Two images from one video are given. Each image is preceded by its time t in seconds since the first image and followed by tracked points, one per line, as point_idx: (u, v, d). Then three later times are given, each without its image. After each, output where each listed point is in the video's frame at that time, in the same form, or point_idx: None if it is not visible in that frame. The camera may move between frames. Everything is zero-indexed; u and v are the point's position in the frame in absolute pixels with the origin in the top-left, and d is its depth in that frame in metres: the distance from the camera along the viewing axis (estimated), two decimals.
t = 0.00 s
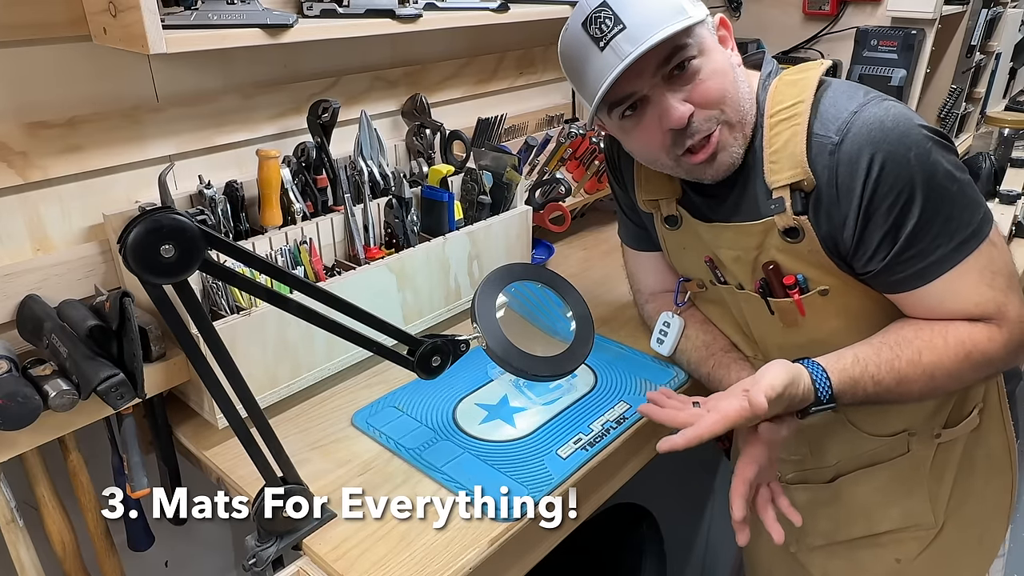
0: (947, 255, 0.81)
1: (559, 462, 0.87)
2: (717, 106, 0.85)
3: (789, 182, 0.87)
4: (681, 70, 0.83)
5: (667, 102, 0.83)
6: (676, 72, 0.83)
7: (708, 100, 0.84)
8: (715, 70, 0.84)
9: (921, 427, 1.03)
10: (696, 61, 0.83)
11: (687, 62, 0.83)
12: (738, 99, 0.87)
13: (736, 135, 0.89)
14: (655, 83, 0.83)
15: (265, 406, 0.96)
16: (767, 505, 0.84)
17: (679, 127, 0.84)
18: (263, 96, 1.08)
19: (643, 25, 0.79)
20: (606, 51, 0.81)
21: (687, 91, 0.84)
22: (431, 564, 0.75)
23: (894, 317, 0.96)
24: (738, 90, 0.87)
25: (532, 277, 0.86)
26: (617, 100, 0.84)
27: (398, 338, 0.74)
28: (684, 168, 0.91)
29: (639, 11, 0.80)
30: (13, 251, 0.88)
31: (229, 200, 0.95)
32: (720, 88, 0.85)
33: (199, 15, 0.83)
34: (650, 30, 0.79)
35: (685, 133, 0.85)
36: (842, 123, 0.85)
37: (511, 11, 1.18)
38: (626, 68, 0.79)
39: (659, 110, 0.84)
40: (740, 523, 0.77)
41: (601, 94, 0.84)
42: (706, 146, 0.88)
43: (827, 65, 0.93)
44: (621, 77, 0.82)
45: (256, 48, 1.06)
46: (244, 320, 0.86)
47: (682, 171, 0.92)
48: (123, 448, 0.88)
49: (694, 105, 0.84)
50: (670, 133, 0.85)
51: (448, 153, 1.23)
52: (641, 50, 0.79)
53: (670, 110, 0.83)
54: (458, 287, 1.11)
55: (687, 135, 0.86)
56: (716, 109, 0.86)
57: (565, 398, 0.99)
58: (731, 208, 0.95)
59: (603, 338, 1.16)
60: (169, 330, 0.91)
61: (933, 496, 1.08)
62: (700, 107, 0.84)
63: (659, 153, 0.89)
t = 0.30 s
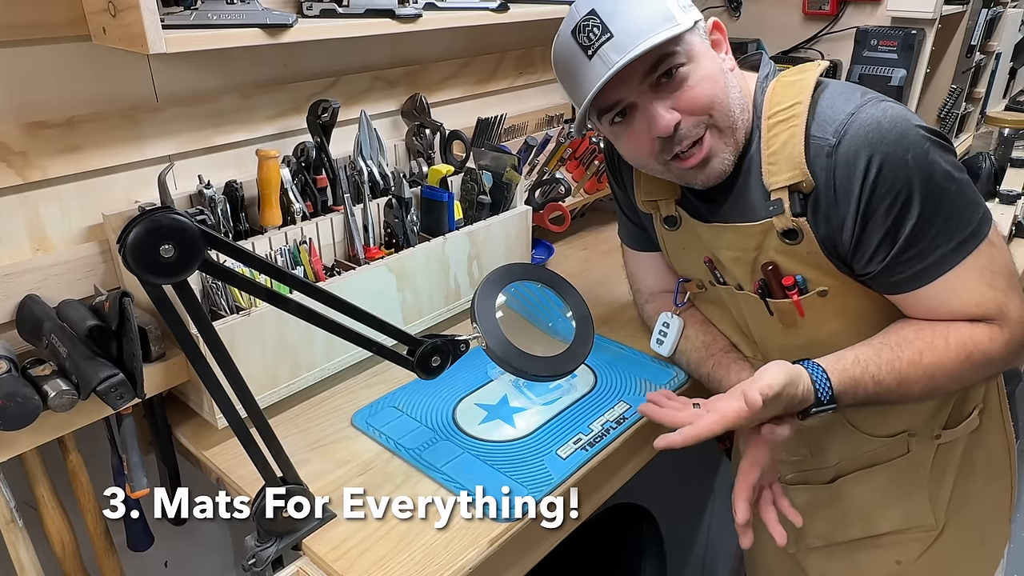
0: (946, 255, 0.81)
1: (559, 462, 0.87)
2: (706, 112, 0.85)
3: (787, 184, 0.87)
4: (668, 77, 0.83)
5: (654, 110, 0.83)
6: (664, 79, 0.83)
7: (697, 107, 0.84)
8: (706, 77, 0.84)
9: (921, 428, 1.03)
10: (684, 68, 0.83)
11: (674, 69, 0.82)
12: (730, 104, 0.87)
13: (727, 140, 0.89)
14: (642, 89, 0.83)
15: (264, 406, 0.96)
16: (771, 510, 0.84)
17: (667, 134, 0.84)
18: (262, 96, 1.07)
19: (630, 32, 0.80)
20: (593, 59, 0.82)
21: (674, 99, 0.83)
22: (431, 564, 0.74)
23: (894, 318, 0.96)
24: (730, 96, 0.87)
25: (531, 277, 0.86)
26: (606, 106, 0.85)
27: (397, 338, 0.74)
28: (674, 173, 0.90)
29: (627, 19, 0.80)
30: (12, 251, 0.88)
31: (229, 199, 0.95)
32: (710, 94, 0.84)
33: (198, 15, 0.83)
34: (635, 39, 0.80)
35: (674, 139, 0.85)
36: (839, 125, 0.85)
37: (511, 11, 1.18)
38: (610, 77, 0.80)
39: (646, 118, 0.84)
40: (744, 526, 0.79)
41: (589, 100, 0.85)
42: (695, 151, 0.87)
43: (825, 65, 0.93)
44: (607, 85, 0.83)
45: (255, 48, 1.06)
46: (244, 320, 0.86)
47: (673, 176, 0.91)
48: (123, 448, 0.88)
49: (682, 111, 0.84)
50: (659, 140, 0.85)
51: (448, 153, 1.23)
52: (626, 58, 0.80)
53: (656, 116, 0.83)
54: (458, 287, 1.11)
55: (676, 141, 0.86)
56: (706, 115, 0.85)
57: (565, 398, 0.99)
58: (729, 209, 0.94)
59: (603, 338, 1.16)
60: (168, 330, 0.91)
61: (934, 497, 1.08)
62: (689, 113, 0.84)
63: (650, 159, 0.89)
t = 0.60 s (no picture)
0: (949, 252, 0.81)
1: (559, 462, 0.87)
2: (671, 136, 0.85)
3: (790, 180, 0.87)
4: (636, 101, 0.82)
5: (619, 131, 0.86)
6: (630, 106, 0.83)
7: (661, 130, 0.84)
8: (674, 103, 0.83)
9: (920, 428, 1.03)
10: (652, 93, 0.82)
11: (641, 94, 0.82)
12: (700, 126, 0.86)
13: (696, 158, 0.89)
14: (609, 112, 0.84)
15: (264, 406, 0.96)
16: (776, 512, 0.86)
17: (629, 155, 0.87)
18: (262, 96, 1.07)
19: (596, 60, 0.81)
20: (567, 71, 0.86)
21: (639, 123, 0.84)
22: (431, 564, 0.74)
23: (894, 317, 0.96)
24: (702, 116, 0.85)
25: (532, 277, 0.86)
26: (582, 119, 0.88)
27: (397, 338, 0.74)
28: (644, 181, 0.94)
29: (599, 43, 0.81)
30: (12, 251, 0.88)
31: (228, 199, 0.95)
32: (677, 118, 0.84)
33: (198, 15, 0.83)
34: (600, 66, 0.82)
35: (638, 157, 0.88)
36: (844, 120, 0.85)
37: (510, 11, 1.18)
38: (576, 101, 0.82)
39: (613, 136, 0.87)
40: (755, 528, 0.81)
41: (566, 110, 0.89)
42: (661, 167, 0.90)
43: (829, 63, 0.92)
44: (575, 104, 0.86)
45: (254, 49, 1.06)
46: (244, 320, 0.86)
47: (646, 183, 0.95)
48: (122, 448, 0.88)
49: (646, 136, 0.85)
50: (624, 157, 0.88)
51: (448, 153, 1.23)
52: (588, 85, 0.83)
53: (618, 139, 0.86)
54: (458, 287, 1.11)
55: (641, 159, 0.88)
56: (672, 140, 0.86)
57: (565, 398, 0.99)
58: (729, 207, 0.95)
59: (603, 338, 1.16)
60: (167, 330, 0.91)
61: (933, 497, 1.08)
62: (652, 138, 0.85)
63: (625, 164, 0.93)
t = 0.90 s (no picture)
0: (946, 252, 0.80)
1: (559, 462, 0.87)
2: (634, 146, 0.89)
3: (791, 177, 0.87)
4: (604, 110, 0.88)
5: (590, 134, 0.91)
6: (599, 110, 0.88)
7: (625, 141, 0.89)
8: (638, 117, 0.87)
9: (921, 428, 1.03)
10: (619, 105, 0.87)
11: (609, 105, 0.87)
12: (663, 142, 0.89)
13: (662, 169, 0.92)
14: (584, 113, 0.90)
15: (264, 406, 0.96)
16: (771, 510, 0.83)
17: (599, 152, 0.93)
18: (261, 96, 1.07)
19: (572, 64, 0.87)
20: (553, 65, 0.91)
21: (607, 131, 0.89)
22: (431, 564, 0.74)
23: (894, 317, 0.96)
24: (668, 133, 0.88)
25: (531, 276, 0.86)
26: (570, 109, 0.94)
27: (397, 338, 0.74)
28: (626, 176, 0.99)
29: (576, 48, 0.86)
30: (11, 251, 0.88)
31: (228, 199, 0.95)
32: (640, 133, 0.87)
33: (198, 15, 0.83)
34: (577, 71, 0.87)
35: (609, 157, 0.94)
36: (843, 119, 0.85)
37: (510, 11, 1.18)
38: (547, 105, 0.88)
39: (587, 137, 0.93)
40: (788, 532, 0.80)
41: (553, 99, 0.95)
42: (631, 168, 0.94)
43: (831, 61, 0.93)
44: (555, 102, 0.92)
45: (254, 49, 1.05)
46: (243, 320, 0.86)
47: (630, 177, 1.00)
48: (121, 448, 0.88)
49: (612, 140, 0.90)
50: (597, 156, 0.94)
51: (448, 153, 1.23)
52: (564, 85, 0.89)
53: (589, 137, 0.92)
54: (457, 287, 1.11)
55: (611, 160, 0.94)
56: (636, 149, 0.90)
57: (565, 398, 0.99)
58: (727, 205, 0.96)
59: (603, 338, 1.16)
60: (167, 331, 0.91)
61: (934, 498, 1.08)
62: (616, 143, 0.90)
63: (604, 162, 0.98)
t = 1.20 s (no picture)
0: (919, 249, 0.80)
1: (559, 462, 0.87)
2: (641, 138, 0.90)
3: (787, 169, 0.87)
4: (610, 100, 0.88)
5: (596, 124, 0.92)
6: (606, 101, 0.88)
7: (632, 131, 0.89)
8: (646, 107, 0.87)
9: (928, 426, 1.02)
10: (626, 95, 0.87)
11: (615, 95, 0.87)
12: (670, 133, 0.89)
13: (667, 159, 0.93)
14: (590, 104, 0.90)
15: (264, 406, 0.96)
16: (778, 509, 0.89)
17: (605, 144, 0.93)
18: (261, 96, 1.07)
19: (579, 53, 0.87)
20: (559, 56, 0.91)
21: (613, 122, 0.89)
22: (431, 564, 0.74)
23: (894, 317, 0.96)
24: (675, 123, 0.88)
25: (530, 275, 0.86)
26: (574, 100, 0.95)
27: (396, 338, 0.74)
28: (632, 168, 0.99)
29: (583, 38, 0.86)
30: (11, 251, 0.88)
31: (227, 199, 0.95)
32: (647, 123, 0.88)
33: (197, 15, 0.83)
34: (583, 62, 0.88)
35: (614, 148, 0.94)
36: (845, 108, 0.85)
37: (509, 11, 1.18)
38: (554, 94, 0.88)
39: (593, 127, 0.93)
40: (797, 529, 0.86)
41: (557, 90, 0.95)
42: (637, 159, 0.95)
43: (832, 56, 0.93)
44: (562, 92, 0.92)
45: (254, 49, 1.05)
46: (243, 320, 0.86)
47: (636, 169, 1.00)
48: (121, 448, 0.88)
49: (619, 131, 0.90)
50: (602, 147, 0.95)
51: (448, 153, 1.23)
52: (572, 76, 0.89)
53: (595, 129, 0.92)
54: (457, 287, 1.11)
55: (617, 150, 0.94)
56: (643, 141, 0.90)
57: (565, 398, 0.99)
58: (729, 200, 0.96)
59: (602, 338, 1.16)
60: (166, 331, 0.91)
61: (942, 496, 1.07)
62: (624, 134, 0.90)
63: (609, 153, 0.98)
